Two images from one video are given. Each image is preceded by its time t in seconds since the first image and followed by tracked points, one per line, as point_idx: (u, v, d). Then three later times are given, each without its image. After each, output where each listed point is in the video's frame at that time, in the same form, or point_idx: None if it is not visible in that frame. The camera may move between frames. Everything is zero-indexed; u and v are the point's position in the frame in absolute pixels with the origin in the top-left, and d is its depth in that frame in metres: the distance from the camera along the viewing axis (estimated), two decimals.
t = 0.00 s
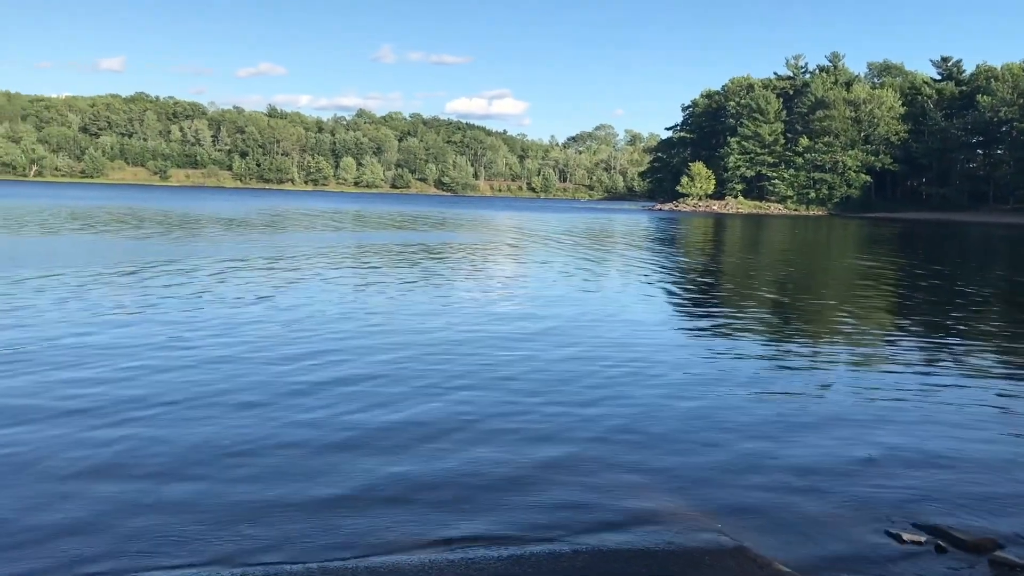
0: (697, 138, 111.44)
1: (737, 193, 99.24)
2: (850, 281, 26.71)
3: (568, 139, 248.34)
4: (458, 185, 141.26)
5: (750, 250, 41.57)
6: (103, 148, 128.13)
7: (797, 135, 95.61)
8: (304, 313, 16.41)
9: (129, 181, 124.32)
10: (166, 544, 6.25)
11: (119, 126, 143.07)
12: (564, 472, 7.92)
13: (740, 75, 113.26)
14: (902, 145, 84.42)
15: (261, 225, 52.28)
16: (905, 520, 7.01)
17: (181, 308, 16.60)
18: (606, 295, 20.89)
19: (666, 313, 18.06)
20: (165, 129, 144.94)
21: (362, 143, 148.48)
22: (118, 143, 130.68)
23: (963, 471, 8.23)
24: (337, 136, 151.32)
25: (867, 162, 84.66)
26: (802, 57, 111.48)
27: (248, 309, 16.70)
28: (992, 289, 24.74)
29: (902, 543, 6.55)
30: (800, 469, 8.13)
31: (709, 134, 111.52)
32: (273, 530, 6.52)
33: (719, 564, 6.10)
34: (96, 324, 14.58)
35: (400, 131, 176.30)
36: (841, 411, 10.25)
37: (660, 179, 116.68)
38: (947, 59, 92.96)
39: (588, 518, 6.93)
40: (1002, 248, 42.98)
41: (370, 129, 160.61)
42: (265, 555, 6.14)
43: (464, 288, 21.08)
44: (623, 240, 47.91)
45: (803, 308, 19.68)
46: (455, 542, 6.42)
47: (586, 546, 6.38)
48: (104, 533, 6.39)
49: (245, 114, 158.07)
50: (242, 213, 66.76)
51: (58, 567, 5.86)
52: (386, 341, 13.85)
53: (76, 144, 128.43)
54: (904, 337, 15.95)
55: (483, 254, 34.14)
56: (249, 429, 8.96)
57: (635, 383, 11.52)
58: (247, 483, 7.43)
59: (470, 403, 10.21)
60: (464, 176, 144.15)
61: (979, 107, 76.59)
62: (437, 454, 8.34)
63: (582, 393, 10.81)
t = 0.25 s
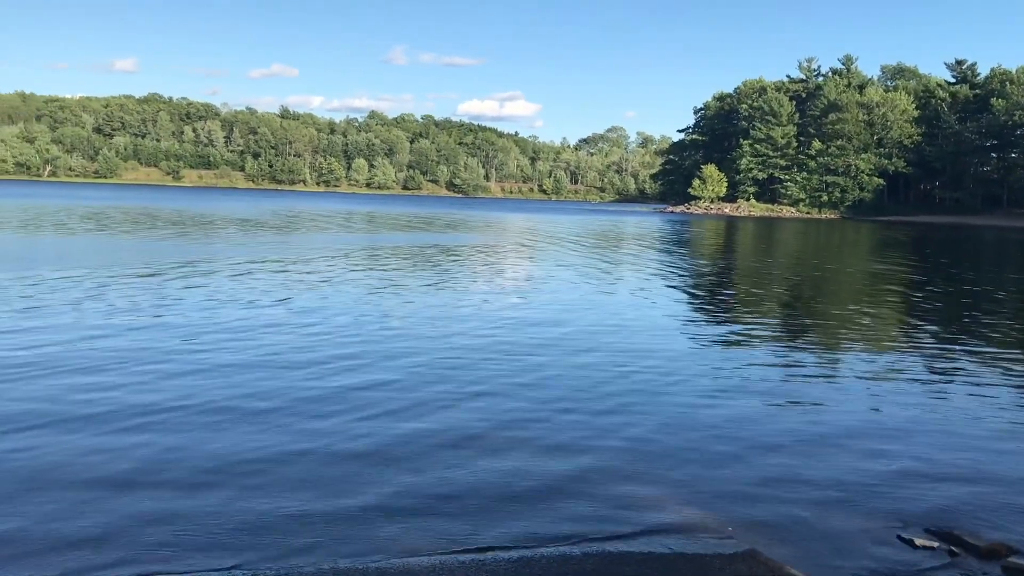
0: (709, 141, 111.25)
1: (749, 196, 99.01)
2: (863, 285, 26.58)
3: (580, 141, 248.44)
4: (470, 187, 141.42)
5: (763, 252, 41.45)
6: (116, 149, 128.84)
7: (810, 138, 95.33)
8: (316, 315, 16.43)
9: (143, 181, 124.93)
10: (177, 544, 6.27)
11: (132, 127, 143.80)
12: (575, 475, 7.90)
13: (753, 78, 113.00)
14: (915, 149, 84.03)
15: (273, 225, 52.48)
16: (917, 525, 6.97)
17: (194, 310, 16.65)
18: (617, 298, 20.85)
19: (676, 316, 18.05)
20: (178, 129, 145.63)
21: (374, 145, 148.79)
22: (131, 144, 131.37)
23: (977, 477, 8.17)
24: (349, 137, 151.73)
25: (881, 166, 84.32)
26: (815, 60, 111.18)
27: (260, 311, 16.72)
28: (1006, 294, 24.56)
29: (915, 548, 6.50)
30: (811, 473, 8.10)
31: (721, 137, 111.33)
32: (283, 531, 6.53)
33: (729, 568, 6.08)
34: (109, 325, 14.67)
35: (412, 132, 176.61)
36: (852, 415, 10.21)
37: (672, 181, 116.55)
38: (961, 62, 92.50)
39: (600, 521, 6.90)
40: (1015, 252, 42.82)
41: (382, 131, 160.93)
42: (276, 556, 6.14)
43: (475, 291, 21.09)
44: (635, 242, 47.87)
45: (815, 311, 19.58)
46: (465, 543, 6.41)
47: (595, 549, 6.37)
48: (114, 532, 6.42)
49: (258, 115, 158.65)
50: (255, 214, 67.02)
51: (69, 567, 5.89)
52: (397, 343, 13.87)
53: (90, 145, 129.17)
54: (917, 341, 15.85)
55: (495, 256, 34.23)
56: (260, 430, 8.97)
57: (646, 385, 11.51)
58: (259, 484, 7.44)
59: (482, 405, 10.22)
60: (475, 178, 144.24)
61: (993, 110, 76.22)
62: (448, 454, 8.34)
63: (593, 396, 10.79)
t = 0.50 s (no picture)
0: (717, 142, 111.17)
1: (757, 199, 98.89)
2: (870, 287, 26.52)
3: (588, 142, 248.50)
4: (477, 188, 141.49)
5: (771, 254, 41.40)
6: (126, 149, 129.40)
7: (818, 140, 95.16)
8: (323, 316, 16.51)
9: (151, 182, 125.40)
10: (184, 544, 6.29)
11: (142, 127, 144.31)
12: (580, 476, 7.90)
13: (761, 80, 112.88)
14: (924, 150, 83.76)
15: (282, 226, 52.62)
16: (926, 527, 6.95)
17: (203, 311, 16.75)
18: (624, 299, 20.85)
19: (685, 318, 18.03)
20: (187, 130, 146.23)
21: (382, 146, 149.06)
22: (141, 144, 131.94)
23: (985, 479, 8.12)
24: (357, 138, 152.05)
25: (889, 168, 84.12)
26: (824, 61, 110.91)
27: (267, 312, 16.80)
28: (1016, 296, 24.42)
29: (923, 549, 6.49)
30: (820, 475, 8.08)
31: (729, 138, 111.16)
32: (290, 531, 6.56)
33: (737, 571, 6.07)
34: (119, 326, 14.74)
35: (420, 133, 176.88)
36: (861, 418, 10.18)
37: (680, 183, 116.49)
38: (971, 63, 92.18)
39: (607, 522, 6.90)
40: None
41: (390, 131, 161.09)
42: (281, 557, 6.16)
43: (481, 292, 21.15)
44: (643, 243, 47.87)
45: (822, 314, 19.54)
46: (472, 545, 6.42)
47: (603, 551, 6.36)
48: (124, 535, 6.43)
49: (266, 116, 159.19)
50: (263, 215, 67.30)
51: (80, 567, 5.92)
52: (405, 344, 13.89)
53: (99, 145, 129.80)
54: (926, 344, 15.79)
55: (503, 257, 34.29)
56: (268, 431, 8.99)
57: (654, 387, 11.50)
58: (266, 485, 7.47)
59: (489, 406, 10.22)
60: (483, 178, 144.30)
61: (1003, 112, 75.90)
62: (456, 456, 8.35)
63: (601, 398, 10.78)
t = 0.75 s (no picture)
0: (724, 143, 110.95)
1: (765, 199, 98.67)
2: (877, 289, 26.44)
3: (595, 143, 248.34)
4: (484, 188, 141.47)
5: (777, 255, 41.25)
6: (133, 149, 129.70)
7: (825, 141, 94.91)
8: (330, 313, 16.56)
9: (159, 181, 125.67)
10: (189, 541, 6.26)
11: (149, 127, 144.62)
12: (586, 476, 7.88)
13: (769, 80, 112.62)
14: (932, 152, 83.47)
15: (289, 226, 52.66)
16: (934, 530, 6.89)
17: (210, 307, 16.80)
18: (629, 299, 20.87)
19: (689, 318, 17.99)
20: (195, 130, 146.51)
21: (389, 146, 149.12)
22: (148, 144, 132.24)
23: (993, 483, 8.07)
24: (364, 138, 152.17)
25: (897, 169, 83.87)
26: (831, 62, 110.67)
27: (273, 309, 16.86)
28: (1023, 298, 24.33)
29: (930, 552, 6.45)
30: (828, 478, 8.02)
31: (736, 139, 110.96)
32: (296, 527, 6.55)
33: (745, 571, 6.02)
34: (125, 321, 14.74)
35: (427, 133, 176.93)
36: (868, 420, 10.13)
37: (687, 184, 116.30)
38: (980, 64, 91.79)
39: (614, 522, 6.87)
40: None
41: (397, 131, 161.15)
42: (287, 553, 6.15)
43: (486, 292, 21.16)
44: (650, 244, 47.78)
45: (829, 315, 19.49)
46: (478, 544, 6.39)
47: (609, 551, 6.32)
48: (128, 531, 6.40)
49: (274, 116, 159.39)
50: (270, 215, 67.38)
51: (84, 562, 5.88)
52: (410, 343, 13.86)
53: (107, 144, 130.13)
54: (933, 345, 15.74)
55: (509, 258, 34.26)
56: (274, 429, 8.97)
57: (660, 389, 11.45)
58: (272, 481, 7.47)
59: (495, 406, 10.19)
60: (490, 179, 144.20)
61: (1011, 113, 75.55)
62: (461, 456, 8.31)
63: (606, 399, 10.75)
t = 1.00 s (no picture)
0: (730, 143, 110.83)
1: (770, 200, 98.55)
2: (883, 289, 26.37)
3: (600, 143, 248.34)
4: (489, 188, 141.57)
5: (783, 256, 41.18)
6: (140, 148, 130.00)
7: (832, 141, 94.75)
8: (337, 313, 16.61)
9: (165, 180, 125.95)
10: (196, 541, 6.26)
11: (156, 127, 144.87)
12: (594, 477, 7.86)
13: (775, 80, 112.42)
14: (938, 152, 83.29)
15: (295, 226, 52.70)
16: (941, 532, 6.87)
17: (217, 306, 16.86)
18: (635, 300, 20.88)
19: (694, 318, 18.00)
20: (201, 129, 146.77)
21: (394, 145, 149.19)
22: (154, 143, 132.54)
23: (1001, 485, 8.04)
24: (370, 138, 152.31)
25: (903, 169, 83.71)
26: (837, 62, 110.59)
27: (280, 309, 16.91)
28: None
29: (937, 554, 6.42)
30: (835, 480, 8.01)
31: (742, 139, 110.86)
32: (303, 526, 6.55)
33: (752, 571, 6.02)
34: (131, 322, 14.74)
35: (433, 133, 177.01)
36: (873, 420, 10.12)
37: (693, 184, 116.20)
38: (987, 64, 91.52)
39: (620, 522, 6.87)
40: None
41: (403, 131, 161.22)
42: (294, 553, 6.15)
43: (491, 292, 21.20)
44: (655, 244, 47.74)
45: (835, 316, 19.45)
46: (484, 544, 6.40)
47: (615, 552, 6.32)
48: (137, 529, 6.43)
49: (280, 116, 159.61)
50: (276, 214, 67.47)
51: (92, 561, 5.91)
52: (417, 342, 13.88)
53: (114, 143, 130.45)
54: (941, 346, 15.70)
55: (515, 258, 34.30)
56: (281, 429, 8.98)
57: (667, 389, 11.43)
58: (279, 481, 7.48)
59: (502, 406, 10.19)
60: (495, 179, 144.20)
61: (1018, 114, 75.29)
62: (467, 456, 8.34)
63: (613, 399, 10.75)
